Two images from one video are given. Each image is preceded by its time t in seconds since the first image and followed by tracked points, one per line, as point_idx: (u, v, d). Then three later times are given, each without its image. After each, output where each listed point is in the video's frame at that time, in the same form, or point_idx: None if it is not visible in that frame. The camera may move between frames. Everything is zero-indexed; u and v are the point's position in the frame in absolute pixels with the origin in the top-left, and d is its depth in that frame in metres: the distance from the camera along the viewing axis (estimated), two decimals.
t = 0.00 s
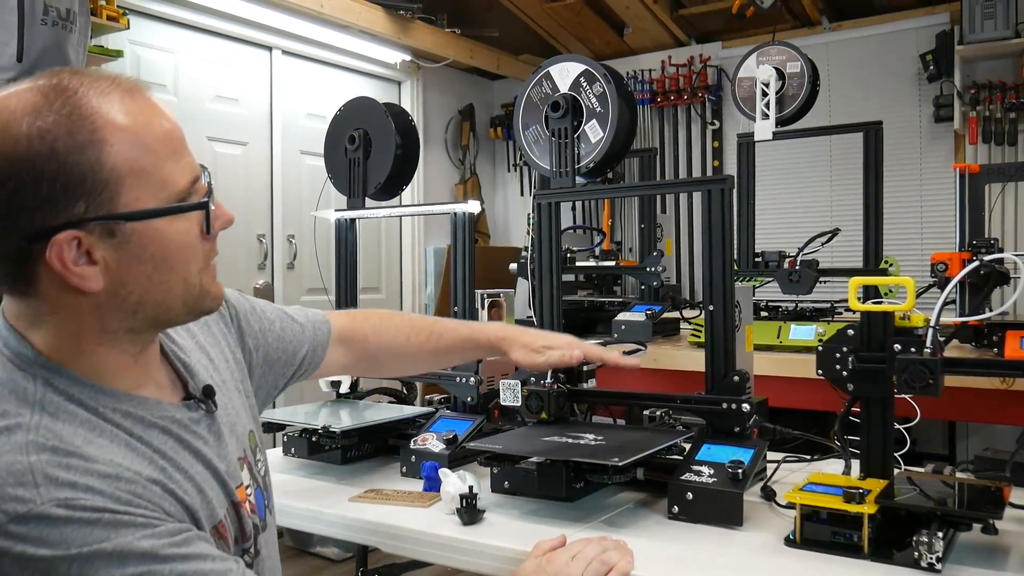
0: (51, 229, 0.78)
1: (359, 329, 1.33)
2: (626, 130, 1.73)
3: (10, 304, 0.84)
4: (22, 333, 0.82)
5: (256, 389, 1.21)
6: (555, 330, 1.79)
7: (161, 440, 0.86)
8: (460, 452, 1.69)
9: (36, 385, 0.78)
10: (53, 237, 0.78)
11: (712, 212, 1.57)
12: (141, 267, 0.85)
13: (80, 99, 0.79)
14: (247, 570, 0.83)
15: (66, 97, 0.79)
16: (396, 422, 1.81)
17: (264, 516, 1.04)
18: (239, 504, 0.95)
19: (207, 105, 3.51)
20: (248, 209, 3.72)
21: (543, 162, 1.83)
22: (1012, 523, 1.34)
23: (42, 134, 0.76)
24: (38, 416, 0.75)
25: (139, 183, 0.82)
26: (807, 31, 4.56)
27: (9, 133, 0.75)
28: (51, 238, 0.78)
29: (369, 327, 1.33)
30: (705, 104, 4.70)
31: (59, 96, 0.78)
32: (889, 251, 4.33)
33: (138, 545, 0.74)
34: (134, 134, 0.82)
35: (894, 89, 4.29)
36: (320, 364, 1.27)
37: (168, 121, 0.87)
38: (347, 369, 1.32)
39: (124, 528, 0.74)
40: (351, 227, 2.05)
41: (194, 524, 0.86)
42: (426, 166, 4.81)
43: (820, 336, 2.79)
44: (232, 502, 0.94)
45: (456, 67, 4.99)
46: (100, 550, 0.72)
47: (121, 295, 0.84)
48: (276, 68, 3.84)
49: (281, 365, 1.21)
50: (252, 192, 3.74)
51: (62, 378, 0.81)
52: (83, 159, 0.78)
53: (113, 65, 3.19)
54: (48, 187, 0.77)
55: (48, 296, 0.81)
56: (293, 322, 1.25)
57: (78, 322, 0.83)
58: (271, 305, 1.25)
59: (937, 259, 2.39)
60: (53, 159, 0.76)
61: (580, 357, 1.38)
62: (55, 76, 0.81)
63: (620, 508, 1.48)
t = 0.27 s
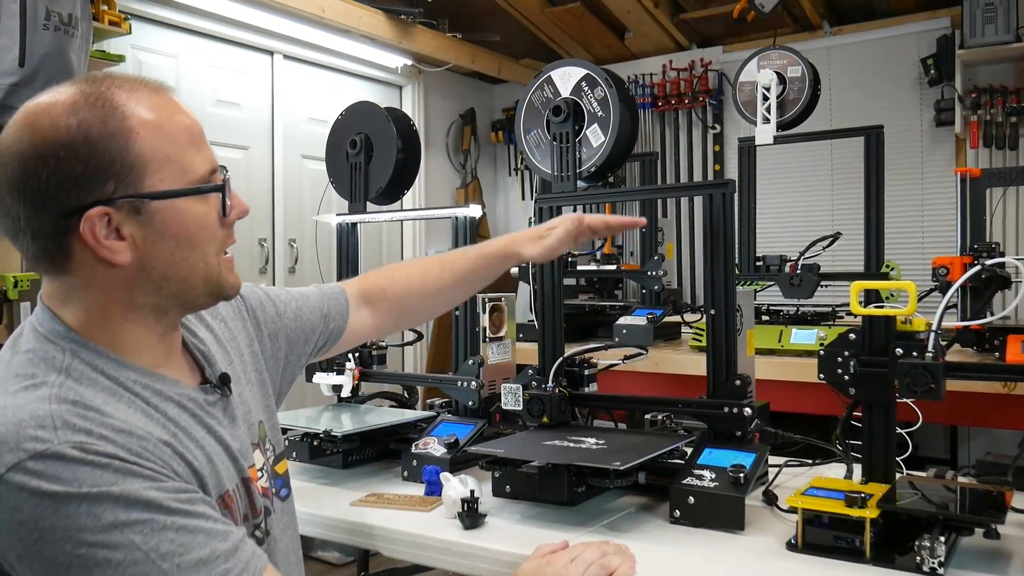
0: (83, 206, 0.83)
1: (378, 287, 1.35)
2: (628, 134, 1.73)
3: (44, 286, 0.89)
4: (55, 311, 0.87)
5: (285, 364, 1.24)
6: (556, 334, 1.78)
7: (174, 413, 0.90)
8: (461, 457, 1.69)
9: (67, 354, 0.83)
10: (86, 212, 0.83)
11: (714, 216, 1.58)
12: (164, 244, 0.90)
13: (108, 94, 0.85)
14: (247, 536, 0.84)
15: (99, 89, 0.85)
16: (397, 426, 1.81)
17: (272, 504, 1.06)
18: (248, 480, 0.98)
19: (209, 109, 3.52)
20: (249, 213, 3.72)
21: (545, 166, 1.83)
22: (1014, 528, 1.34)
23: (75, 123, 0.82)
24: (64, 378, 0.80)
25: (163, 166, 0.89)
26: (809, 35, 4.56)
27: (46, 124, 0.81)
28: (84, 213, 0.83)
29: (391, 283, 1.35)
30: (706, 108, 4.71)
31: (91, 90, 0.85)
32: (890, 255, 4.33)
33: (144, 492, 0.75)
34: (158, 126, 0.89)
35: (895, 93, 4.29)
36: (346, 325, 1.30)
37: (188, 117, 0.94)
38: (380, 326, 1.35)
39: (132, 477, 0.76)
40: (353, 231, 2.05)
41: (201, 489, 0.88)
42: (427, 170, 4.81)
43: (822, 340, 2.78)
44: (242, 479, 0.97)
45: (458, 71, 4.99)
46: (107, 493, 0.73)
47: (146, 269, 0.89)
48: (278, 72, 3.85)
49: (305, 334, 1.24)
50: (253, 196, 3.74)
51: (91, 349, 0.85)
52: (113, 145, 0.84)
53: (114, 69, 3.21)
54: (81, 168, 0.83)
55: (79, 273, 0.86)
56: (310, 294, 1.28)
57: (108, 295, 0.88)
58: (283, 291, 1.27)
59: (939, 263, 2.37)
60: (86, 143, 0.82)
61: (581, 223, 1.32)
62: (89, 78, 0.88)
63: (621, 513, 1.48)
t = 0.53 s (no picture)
0: (90, 201, 0.84)
1: (390, 260, 1.37)
2: (629, 135, 1.73)
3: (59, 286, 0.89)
4: (68, 310, 0.88)
5: (300, 348, 1.24)
6: (557, 336, 1.78)
7: (186, 412, 0.90)
8: (462, 458, 1.69)
9: (81, 354, 0.83)
10: (93, 207, 0.84)
11: (715, 217, 1.57)
12: (173, 236, 0.90)
13: (111, 92, 0.86)
14: (255, 538, 0.84)
15: (101, 89, 0.86)
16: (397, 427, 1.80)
17: (284, 501, 1.06)
18: (260, 480, 0.97)
19: (209, 111, 3.52)
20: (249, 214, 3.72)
21: (546, 167, 1.83)
22: (1015, 530, 1.34)
23: (78, 120, 0.83)
24: (77, 377, 0.80)
25: (167, 158, 0.89)
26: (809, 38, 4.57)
27: (52, 123, 0.82)
28: (91, 208, 0.84)
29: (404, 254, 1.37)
30: (707, 110, 4.71)
31: (94, 90, 0.85)
32: (891, 257, 4.33)
33: (153, 492, 0.75)
34: (161, 122, 0.89)
35: (895, 96, 4.29)
36: (359, 300, 1.32)
37: (192, 114, 0.94)
38: (395, 296, 1.37)
39: (140, 477, 0.76)
40: (354, 232, 2.05)
41: (211, 489, 0.88)
42: (428, 172, 4.81)
43: (822, 342, 2.78)
44: (253, 478, 0.97)
45: (459, 73, 5.00)
46: (116, 492, 0.73)
47: (156, 263, 0.89)
48: (279, 74, 3.85)
49: (319, 315, 1.25)
50: (253, 198, 3.74)
51: (105, 346, 0.86)
52: (117, 140, 0.85)
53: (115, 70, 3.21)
54: (87, 163, 0.83)
55: (90, 269, 0.87)
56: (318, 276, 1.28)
57: (120, 290, 0.88)
58: (290, 276, 1.26)
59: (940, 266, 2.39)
60: (90, 138, 0.83)
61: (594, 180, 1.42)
62: (93, 79, 0.89)
63: (622, 514, 1.48)
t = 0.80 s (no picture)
0: (96, 205, 0.84)
1: (386, 259, 1.37)
2: (630, 137, 1.73)
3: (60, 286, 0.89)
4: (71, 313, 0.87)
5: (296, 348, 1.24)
6: (557, 336, 1.78)
7: (188, 420, 0.90)
8: (463, 458, 1.69)
9: (84, 360, 0.83)
10: (98, 211, 0.83)
11: (716, 219, 1.57)
12: (177, 242, 0.90)
13: (122, 95, 0.86)
14: (258, 548, 0.84)
15: (114, 90, 0.86)
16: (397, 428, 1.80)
17: (286, 504, 1.06)
18: (263, 485, 0.98)
19: (211, 112, 3.53)
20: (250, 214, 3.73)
21: (546, 168, 1.83)
22: (1015, 531, 1.34)
23: (89, 122, 0.83)
24: (81, 385, 0.80)
25: (175, 165, 0.89)
26: (810, 39, 4.57)
27: (61, 125, 0.82)
28: (96, 212, 0.83)
29: (400, 253, 1.37)
30: (708, 111, 4.72)
31: (105, 91, 0.85)
32: (892, 258, 4.33)
33: (158, 505, 0.75)
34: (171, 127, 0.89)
35: (896, 97, 4.29)
36: (354, 300, 1.33)
37: (201, 118, 0.94)
38: (390, 296, 1.38)
39: (145, 488, 0.76)
40: (354, 233, 2.06)
41: (217, 499, 0.88)
42: (429, 172, 4.81)
43: (823, 343, 2.78)
44: (256, 484, 0.97)
45: (460, 74, 5.00)
46: (120, 505, 0.73)
47: (159, 269, 0.89)
48: (280, 75, 3.85)
49: (315, 314, 1.25)
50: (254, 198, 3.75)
51: (108, 352, 0.85)
52: (126, 145, 0.85)
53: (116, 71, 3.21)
54: (93, 168, 0.83)
55: (93, 272, 0.86)
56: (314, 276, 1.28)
57: (122, 294, 0.88)
58: (283, 276, 1.26)
59: (941, 266, 2.40)
60: (98, 142, 0.83)
61: (592, 185, 1.40)
62: (106, 78, 0.88)
63: (622, 515, 1.48)
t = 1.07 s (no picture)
0: (114, 207, 0.83)
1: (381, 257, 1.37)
2: (630, 136, 1.73)
3: (67, 283, 0.88)
4: (77, 313, 0.87)
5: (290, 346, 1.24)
6: (557, 335, 1.78)
7: (187, 421, 0.89)
8: (462, 457, 1.69)
9: (85, 361, 0.82)
10: (115, 212, 0.83)
11: (716, 218, 1.57)
12: (190, 248, 0.90)
13: (151, 99, 0.86)
14: (260, 549, 0.84)
15: (141, 94, 0.86)
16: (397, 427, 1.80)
17: (286, 503, 1.06)
18: (262, 487, 0.98)
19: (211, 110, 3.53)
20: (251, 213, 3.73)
21: (546, 167, 1.83)
22: (1016, 531, 1.34)
23: (116, 123, 0.83)
24: (81, 387, 0.79)
25: (196, 173, 0.89)
26: (811, 39, 4.57)
27: (87, 126, 0.81)
28: (114, 213, 0.83)
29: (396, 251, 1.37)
30: (708, 111, 4.72)
31: (134, 93, 0.85)
32: (892, 258, 4.33)
33: (160, 508, 0.75)
34: (194, 133, 0.89)
35: (896, 97, 4.29)
36: (349, 298, 1.32)
37: (223, 124, 0.94)
38: (385, 294, 1.38)
39: (147, 491, 0.76)
40: (354, 232, 2.05)
41: (217, 500, 0.88)
42: (429, 171, 4.81)
43: (823, 343, 2.78)
44: (256, 485, 0.97)
45: (460, 73, 5.00)
46: (121, 508, 0.73)
47: (170, 273, 0.89)
48: (280, 74, 3.85)
49: (310, 312, 1.25)
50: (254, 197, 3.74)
51: (110, 353, 0.85)
52: (150, 149, 0.85)
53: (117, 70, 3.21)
54: (116, 170, 0.83)
55: (103, 273, 0.86)
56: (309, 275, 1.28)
57: (130, 297, 0.88)
58: (278, 273, 1.25)
59: (941, 267, 2.42)
60: (123, 145, 0.83)
61: (591, 191, 1.38)
62: (132, 79, 0.88)
63: (622, 514, 1.47)
